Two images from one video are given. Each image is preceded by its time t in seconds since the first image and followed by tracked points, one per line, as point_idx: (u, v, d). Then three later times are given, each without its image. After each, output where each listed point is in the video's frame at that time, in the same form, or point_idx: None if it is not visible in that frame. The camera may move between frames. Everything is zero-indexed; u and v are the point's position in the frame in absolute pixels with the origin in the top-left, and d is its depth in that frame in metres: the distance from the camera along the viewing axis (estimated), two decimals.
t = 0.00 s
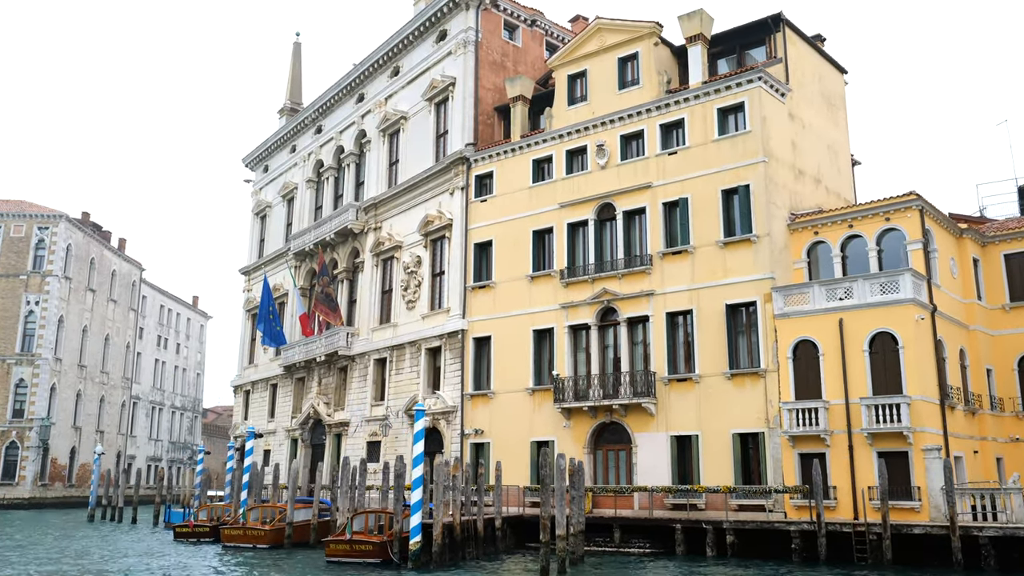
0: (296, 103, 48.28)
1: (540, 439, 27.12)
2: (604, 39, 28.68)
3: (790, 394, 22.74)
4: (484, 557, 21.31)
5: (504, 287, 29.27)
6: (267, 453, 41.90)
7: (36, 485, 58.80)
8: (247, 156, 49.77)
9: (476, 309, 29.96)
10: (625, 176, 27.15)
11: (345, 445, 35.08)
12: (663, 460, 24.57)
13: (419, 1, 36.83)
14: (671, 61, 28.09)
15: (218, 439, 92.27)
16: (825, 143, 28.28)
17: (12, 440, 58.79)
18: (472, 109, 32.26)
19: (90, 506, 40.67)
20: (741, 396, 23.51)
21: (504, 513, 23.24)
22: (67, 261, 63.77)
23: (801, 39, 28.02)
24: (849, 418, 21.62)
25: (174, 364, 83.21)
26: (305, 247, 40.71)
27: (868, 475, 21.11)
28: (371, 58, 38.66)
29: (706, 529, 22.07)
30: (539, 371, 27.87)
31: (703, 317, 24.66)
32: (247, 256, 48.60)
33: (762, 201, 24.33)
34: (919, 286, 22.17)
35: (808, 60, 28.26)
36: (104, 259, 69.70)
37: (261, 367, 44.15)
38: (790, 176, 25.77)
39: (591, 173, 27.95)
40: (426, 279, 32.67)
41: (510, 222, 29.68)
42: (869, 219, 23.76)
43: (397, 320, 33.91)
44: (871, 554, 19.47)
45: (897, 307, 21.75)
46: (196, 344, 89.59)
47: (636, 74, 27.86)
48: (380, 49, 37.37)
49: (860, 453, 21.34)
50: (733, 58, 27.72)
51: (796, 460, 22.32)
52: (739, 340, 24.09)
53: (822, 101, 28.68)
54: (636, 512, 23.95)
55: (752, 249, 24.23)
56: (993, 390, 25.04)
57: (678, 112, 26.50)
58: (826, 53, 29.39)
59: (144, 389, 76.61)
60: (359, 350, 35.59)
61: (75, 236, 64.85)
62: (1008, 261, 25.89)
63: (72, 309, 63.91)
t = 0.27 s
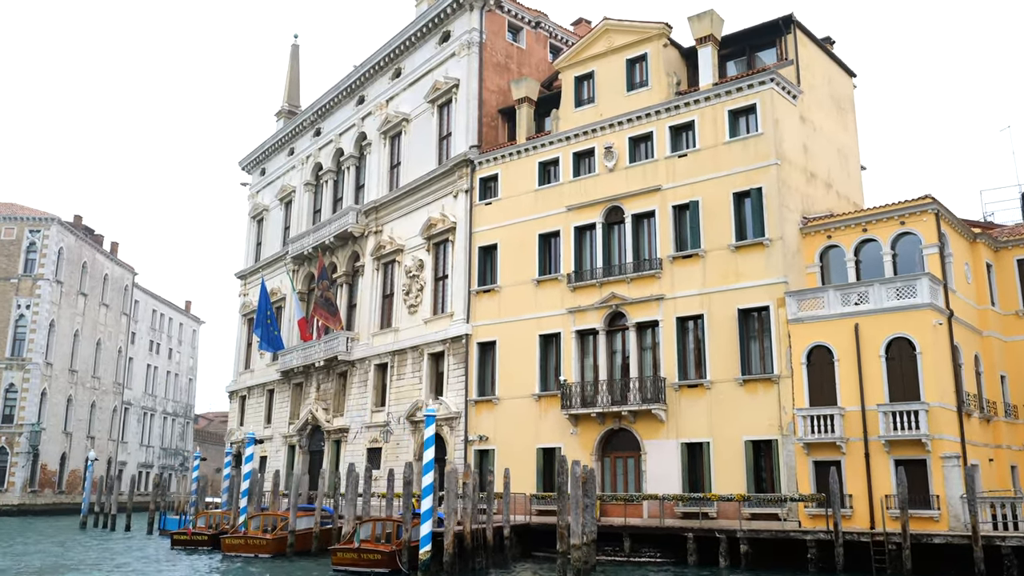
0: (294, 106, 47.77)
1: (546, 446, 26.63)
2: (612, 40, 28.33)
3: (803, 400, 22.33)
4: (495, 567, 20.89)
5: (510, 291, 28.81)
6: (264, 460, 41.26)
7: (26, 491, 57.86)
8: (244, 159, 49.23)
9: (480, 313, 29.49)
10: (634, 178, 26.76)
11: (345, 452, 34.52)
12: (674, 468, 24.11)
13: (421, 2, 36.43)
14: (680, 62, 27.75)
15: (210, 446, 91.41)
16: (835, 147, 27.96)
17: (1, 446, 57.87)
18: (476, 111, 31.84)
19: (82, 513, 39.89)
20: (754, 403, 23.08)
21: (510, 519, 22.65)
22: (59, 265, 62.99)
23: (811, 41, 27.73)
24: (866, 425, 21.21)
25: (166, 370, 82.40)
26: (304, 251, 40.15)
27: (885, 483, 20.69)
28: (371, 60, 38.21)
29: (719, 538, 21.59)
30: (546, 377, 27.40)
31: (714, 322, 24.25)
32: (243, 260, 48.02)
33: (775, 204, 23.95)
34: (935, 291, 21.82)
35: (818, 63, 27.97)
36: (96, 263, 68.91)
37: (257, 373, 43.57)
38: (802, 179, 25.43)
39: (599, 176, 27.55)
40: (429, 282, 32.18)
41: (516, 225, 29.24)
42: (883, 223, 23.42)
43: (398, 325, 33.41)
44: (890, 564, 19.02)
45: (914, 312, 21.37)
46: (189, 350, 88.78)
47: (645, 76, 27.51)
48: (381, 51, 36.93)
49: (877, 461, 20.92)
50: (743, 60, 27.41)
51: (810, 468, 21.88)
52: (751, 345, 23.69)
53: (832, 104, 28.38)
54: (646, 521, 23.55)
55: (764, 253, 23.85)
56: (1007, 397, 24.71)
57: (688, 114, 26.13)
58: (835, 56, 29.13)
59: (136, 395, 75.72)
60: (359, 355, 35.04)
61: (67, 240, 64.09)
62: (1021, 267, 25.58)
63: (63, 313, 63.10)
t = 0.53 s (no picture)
0: (296, 110, 47.32)
1: (557, 456, 26.13)
2: (623, 43, 27.95)
3: (823, 409, 21.88)
4: None
5: (519, 298, 28.34)
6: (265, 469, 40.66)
7: (20, 500, 57.02)
8: (245, 164, 48.75)
9: (489, 320, 29.01)
10: (647, 183, 26.34)
11: (349, 460, 33.94)
12: (689, 478, 23.61)
13: (428, 5, 36.04)
14: (693, 66, 27.39)
15: (206, 454, 90.59)
16: (850, 152, 27.59)
17: None
18: (485, 115, 31.42)
19: (78, 523, 39.15)
20: (772, 411, 22.61)
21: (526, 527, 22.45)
22: (56, 270, 62.31)
23: (825, 45, 27.39)
24: (888, 434, 20.75)
25: (162, 377, 81.64)
26: (307, 256, 39.64)
27: (908, 494, 20.23)
28: (376, 63, 37.80)
29: (738, 551, 21.04)
30: (556, 385, 26.91)
31: (730, 329, 23.81)
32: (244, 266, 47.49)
33: (792, 208, 23.54)
34: (958, 298, 21.40)
35: (832, 67, 27.62)
36: (93, 269, 68.24)
37: (258, 380, 43.01)
38: (818, 184, 25.03)
39: (611, 181, 27.12)
40: (435, 288, 31.70)
41: (525, 230, 28.79)
42: (903, 228, 23.03)
43: (404, 331, 32.90)
44: None
45: (937, 319, 20.95)
46: (185, 357, 88.06)
47: (658, 79, 27.14)
48: (387, 54, 36.52)
49: (900, 471, 20.46)
50: (758, 64, 27.06)
51: (830, 479, 21.41)
52: (769, 353, 23.24)
53: (847, 109, 28.02)
54: (661, 532, 23.13)
55: (782, 258, 23.42)
56: None
57: (702, 118, 25.73)
58: (849, 60, 28.79)
59: (132, 402, 74.95)
60: (363, 362, 34.50)
61: (64, 245, 63.43)
62: None
63: (59, 319, 62.39)
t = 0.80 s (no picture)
0: (302, 116, 46.94)
1: (572, 465, 25.60)
2: (639, 46, 27.58)
3: (848, 418, 21.40)
4: None
5: (533, 304, 27.87)
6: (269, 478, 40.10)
7: (18, 509, 56.26)
8: (250, 170, 48.35)
9: (501, 326, 28.53)
10: (664, 188, 25.92)
11: (356, 470, 33.38)
12: (709, 488, 23.08)
13: (438, 9, 35.69)
14: (710, 70, 27.00)
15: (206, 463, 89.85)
16: (869, 157, 27.19)
17: None
18: (497, 119, 31.01)
19: (79, 533, 38.38)
20: (795, 420, 22.12)
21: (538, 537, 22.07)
22: (57, 277, 61.77)
23: (844, 50, 27.03)
24: (916, 444, 20.27)
25: (163, 385, 81.01)
26: (314, 263, 39.17)
27: (938, 505, 19.73)
28: (385, 68, 37.43)
29: (762, 563, 20.50)
30: (571, 393, 26.42)
31: (751, 336, 23.34)
32: (248, 273, 47.03)
33: (815, 213, 23.10)
34: (987, 304, 20.94)
35: (851, 72, 27.24)
36: (94, 276, 67.72)
37: (262, 388, 42.47)
38: (839, 189, 24.62)
39: (627, 185, 26.68)
40: (446, 295, 31.22)
41: (539, 235, 28.34)
42: (927, 234, 22.60)
43: (413, 338, 32.41)
44: None
45: (965, 326, 20.49)
46: (185, 365, 87.46)
47: (674, 83, 26.75)
48: (396, 58, 36.15)
49: (928, 481, 19.97)
50: (776, 68, 26.68)
51: (856, 489, 20.91)
52: (790, 361, 22.77)
53: (865, 114, 27.63)
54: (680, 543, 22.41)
55: (804, 264, 22.97)
56: None
57: (721, 121, 25.32)
58: (867, 65, 28.43)
59: (132, 410, 74.28)
60: (371, 370, 33.98)
61: (65, 251, 62.92)
62: None
63: (60, 326, 61.82)
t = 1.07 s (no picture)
0: (309, 120, 46.57)
1: (590, 473, 25.12)
2: (657, 48, 27.19)
3: (875, 425, 20.93)
4: None
5: (549, 308, 27.42)
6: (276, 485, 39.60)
7: (20, 516, 55.64)
8: (256, 174, 47.97)
9: (516, 331, 28.08)
10: (683, 190, 25.49)
11: (366, 477, 32.89)
12: (731, 496, 22.59)
13: (450, 11, 35.34)
14: (729, 71, 26.59)
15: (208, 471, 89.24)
16: (891, 160, 26.75)
17: None
18: (511, 121, 30.61)
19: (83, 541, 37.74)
20: (820, 427, 21.64)
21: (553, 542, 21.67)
22: (60, 282, 61.31)
23: (866, 51, 26.63)
24: (947, 452, 19.79)
25: (165, 392, 80.46)
26: (323, 267, 38.73)
27: (970, 514, 19.24)
28: (396, 71, 37.05)
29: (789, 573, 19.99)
30: (588, 399, 25.95)
31: (774, 341, 22.89)
32: (254, 277, 46.62)
33: (839, 216, 22.65)
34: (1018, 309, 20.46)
35: (873, 73, 26.82)
36: (97, 281, 67.25)
37: (269, 394, 42.01)
38: (863, 192, 24.18)
39: (645, 188, 26.25)
40: (459, 299, 30.77)
41: (555, 239, 27.91)
42: (955, 237, 22.16)
43: (425, 343, 31.95)
44: None
45: (996, 331, 20.01)
46: (188, 371, 86.94)
47: (693, 84, 26.35)
48: (407, 61, 35.78)
49: (960, 490, 19.48)
50: (797, 70, 26.28)
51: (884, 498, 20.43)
52: (815, 366, 22.31)
53: (887, 116, 27.21)
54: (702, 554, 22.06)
55: (829, 268, 22.52)
56: None
57: (742, 123, 24.90)
58: (888, 67, 28.03)
59: (134, 417, 73.71)
60: (381, 375, 33.51)
61: (68, 257, 62.47)
62: None
63: (63, 332, 61.31)
